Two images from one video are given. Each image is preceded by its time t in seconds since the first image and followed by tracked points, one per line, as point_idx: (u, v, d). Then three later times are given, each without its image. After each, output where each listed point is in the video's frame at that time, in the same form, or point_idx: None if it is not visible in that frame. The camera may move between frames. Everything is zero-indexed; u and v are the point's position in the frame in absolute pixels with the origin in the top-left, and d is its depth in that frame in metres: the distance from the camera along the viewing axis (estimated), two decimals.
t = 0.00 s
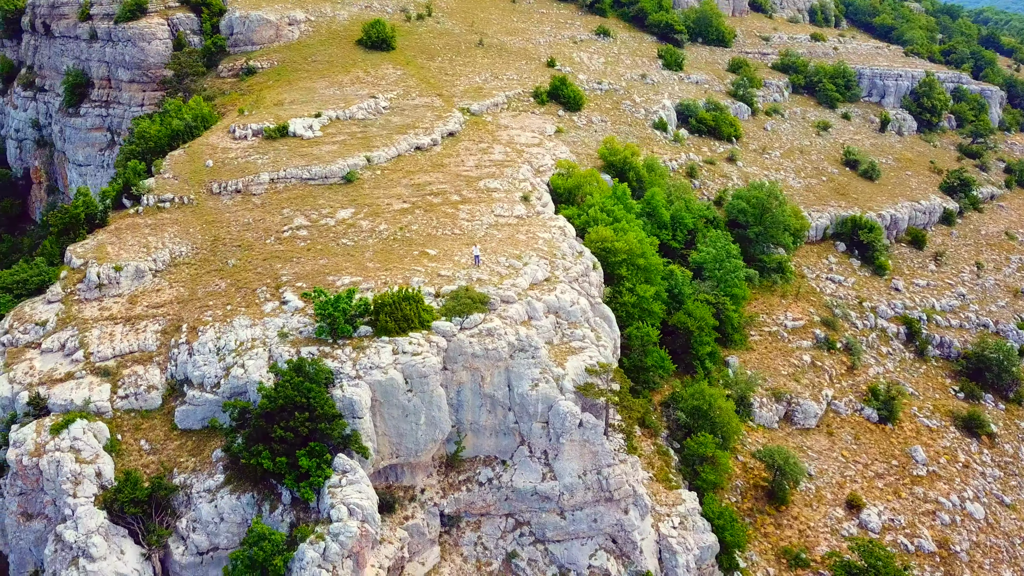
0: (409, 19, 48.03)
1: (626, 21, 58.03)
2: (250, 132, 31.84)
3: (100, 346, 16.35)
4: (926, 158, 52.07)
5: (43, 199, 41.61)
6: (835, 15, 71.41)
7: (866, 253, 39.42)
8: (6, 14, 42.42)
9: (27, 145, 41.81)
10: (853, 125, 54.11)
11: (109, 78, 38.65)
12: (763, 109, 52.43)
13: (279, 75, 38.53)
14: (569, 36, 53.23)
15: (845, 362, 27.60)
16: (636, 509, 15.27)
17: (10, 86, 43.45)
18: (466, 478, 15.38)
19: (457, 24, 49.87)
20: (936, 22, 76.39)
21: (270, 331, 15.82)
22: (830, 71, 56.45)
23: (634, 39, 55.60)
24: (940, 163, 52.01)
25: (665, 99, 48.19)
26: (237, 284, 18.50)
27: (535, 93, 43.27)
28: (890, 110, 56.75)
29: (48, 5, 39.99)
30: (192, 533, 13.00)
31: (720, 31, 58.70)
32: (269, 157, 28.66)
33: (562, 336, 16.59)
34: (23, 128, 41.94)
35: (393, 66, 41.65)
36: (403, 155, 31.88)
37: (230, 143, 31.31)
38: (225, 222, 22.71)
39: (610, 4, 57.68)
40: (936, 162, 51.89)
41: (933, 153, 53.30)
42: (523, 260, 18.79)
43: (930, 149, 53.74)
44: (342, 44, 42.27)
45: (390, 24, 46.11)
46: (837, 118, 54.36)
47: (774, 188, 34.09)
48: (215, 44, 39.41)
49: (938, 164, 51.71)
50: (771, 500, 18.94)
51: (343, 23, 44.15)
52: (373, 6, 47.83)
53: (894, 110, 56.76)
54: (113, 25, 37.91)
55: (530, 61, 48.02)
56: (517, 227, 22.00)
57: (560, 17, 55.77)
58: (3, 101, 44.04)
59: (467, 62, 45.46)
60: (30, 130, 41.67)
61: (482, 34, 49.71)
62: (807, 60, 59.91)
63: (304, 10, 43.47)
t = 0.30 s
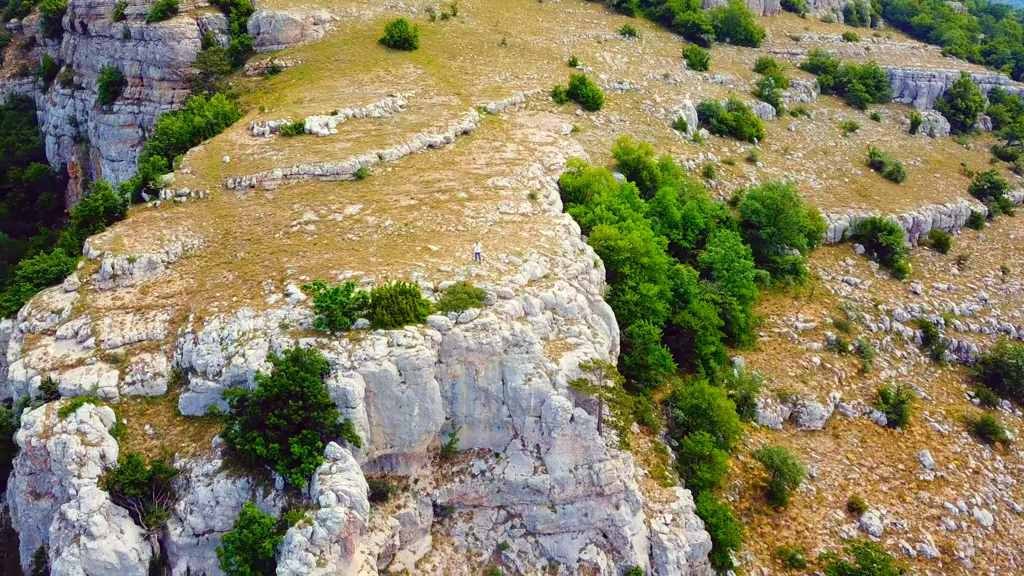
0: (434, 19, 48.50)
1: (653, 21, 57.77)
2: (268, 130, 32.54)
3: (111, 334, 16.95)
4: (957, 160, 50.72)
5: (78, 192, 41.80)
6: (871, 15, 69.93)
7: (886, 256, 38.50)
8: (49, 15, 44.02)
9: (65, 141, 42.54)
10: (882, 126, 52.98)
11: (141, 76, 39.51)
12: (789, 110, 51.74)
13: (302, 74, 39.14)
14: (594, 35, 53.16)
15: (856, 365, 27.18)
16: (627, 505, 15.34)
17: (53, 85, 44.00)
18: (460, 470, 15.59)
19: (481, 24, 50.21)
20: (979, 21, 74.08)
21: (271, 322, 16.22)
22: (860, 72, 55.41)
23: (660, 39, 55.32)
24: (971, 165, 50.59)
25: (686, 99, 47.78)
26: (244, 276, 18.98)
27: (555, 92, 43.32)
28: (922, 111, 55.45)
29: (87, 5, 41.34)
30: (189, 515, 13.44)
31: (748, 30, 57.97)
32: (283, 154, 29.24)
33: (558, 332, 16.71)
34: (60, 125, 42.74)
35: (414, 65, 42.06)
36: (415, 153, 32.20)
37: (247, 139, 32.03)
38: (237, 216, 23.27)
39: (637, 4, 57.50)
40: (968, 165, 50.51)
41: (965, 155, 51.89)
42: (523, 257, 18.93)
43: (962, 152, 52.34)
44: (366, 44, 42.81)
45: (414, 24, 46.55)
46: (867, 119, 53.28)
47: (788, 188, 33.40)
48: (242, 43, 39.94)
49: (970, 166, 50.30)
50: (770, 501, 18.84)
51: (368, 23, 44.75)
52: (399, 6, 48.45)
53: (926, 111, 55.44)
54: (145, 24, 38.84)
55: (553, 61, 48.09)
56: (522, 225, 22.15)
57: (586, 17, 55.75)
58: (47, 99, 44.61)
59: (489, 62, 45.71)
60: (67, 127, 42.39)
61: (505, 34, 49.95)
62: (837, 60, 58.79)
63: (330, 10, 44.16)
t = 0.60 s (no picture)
0: (458, 19, 48.93)
1: (680, 21, 57.46)
2: (285, 127, 33.20)
3: (121, 323, 17.53)
4: (989, 163, 49.28)
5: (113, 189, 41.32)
6: (907, 15, 68.37)
7: (905, 258, 37.59)
8: (89, 15, 44.48)
9: (100, 138, 42.73)
10: (911, 128, 51.79)
11: (171, 75, 40.03)
12: (815, 111, 50.90)
13: (325, 72, 39.76)
14: (618, 34, 53.11)
15: (867, 368, 26.76)
16: (619, 501, 15.45)
17: (91, 83, 44.25)
18: (453, 462, 15.81)
19: (505, 24, 50.49)
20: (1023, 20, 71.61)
21: (273, 314, 16.62)
22: (890, 72, 54.28)
23: (686, 38, 54.99)
24: (1003, 167, 49.06)
25: (707, 98, 47.30)
26: (251, 269, 19.47)
27: (573, 91, 43.26)
28: (954, 112, 54.13)
29: (121, 5, 41.52)
30: (188, 499, 13.89)
31: (777, 30, 57.13)
32: (297, 151, 29.79)
33: (553, 328, 16.84)
34: (96, 121, 43.06)
35: (435, 65, 42.41)
36: (426, 151, 32.49)
37: (265, 136, 32.72)
38: (249, 211, 23.82)
39: (664, 4, 57.33)
40: (999, 167, 49.04)
41: (998, 158, 50.37)
42: (524, 253, 19.07)
43: (995, 154, 50.82)
44: (389, 44, 43.35)
45: (437, 24, 46.99)
46: (895, 120, 52.13)
47: (802, 189, 33.05)
48: (267, 42, 40.90)
49: (1002, 169, 48.82)
50: (768, 501, 18.78)
51: (393, 23, 45.34)
52: (423, 6, 49.00)
53: (958, 112, 54.10)
54: (176, 23, 39.57)
55: (575, 60, 48.07)
56: (526, 222, 22.30)
57: (611, 17, 55.70)
58: (85, 96, 44.64)
59: (510, 61, 45.94)
60: (103, 124, 42.77)
61: (528, 33, 50.15)
62: (867, 60, 57.58)
63: (355, 10, 44.85)
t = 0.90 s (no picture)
0: (481, 19, 49.27)
1: (708, 20, 56.95)
2: (303, 125, 33.87)
3: (133, 312, 18.15)
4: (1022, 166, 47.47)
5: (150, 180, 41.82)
6: (946, 14, 66.40)
7: (925, 262, 36.64)
8: (128, 14, 45.70)
9: (135, 135, 43.63)
10: (942, 129, 50.36)
11: (202, 73, 41.00)
12: (842, 113, 49.58)
13: (348, 72, 40.36)
14: (643, 34, 52.96)
15: (878, 372, 26.29)
16: (611, 496, 15.56)
17: (128, 82, 45.16)
18: (449, 454, 16.05)
19: (529, 24, 50.71)
20: None
21: (277, 306, 17.06)
22: (923, 72, 52.99)
23: (713, 38, 54.44)
24: None
25: (729, 99, 46.64)
26: (260, 262, 19.99)
27: (592, 91, 43.17)
28: (989, 114, 52.73)
29: (157, 5, 42.87)
30: (188, 483, 14.38)
31: (807, 30, 55.93)
32: (312, 148, 30.35)
33: (551, 324, 16.99)
34: (132, 119, 43.95)
35: (456, 64, 42.68)
36: (438, 150, 32.79)
37: (283, 133, 33.40)
38: (262, 207, 24.38)
39: (692, 3, 56.91)
40: None
41: None
42: (525, 250, 19.25)
43: None
44: (412, 44, 43.73)
45: (460, 24, 47.36)
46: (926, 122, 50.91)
47: (818, 191, 32.71)
48: (293, 42, 41.69)
49: None
50: (767, 501, 18.71)
51: (418, 23, 45.88)
52: (449, 6, 49.44)
53: (993, 114, 52.66)
54: (206, 23, 40.63)
55: (597, 60, 47.97)
56: (531, 220, 22.47)
57: (638, 16, 55.50)
58: (122, 95, 45.57)
59: (532, 61, 46.12)
60: (138, 121, 43.63)
61: (551, 33, 50.27)
62: (899, 60, 56.14)
63: (380, 10, 45.41)
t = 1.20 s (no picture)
0: (498, 18, 49.50)
1: (729, 20, 56.38)
2: (313, 123, 34.35)
3: (138, 303, 18.68)
4: None
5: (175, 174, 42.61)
6: (977, 13, 64.60)
7: (937, 264, 35.28)
8: (157, 14, 46.51)
9: (161, 132, 44.68)
10: (965, 130, 48.75)
11: (224, 72, 41.88)
12: (861, 113, 48.46)
13: (363, 71, 40.68)
14: (661, 33, 52.74)
15: (881, 375, 25.57)
16: (598, 491, 15.74)
17: (154, 80, 46.01)
18: (439, 447, 16.28)
19: (546, 24, 50.83)
20: None
21: (275, 299, 17.45)
22: (948, 72, 51.45)
23: (733, 37, 53.88)
24: None
25: (744, 98, 46.02)
26: (261, 256, 20.42)
27: (604, 90, 43.11)
28: (1016, 115, 50.80)
29: (182, 4, 43.88)
30: (183, 469, 14.85)
31: (830, 29, 54.85)
32: (320, 146, 30.82)
33: (542, 321, 17.17)
34: (157, 116, 45.03)
35: (470, 64, 42.89)
36: (444, 148, 33.00)
37: (294, 131, 33.93)
38: (268, 202, 24.84)
39: (713, 3, 56.40)
40: None
41: None
42: (521, 247, 19.43)
43: None
44: (429, 43, 44.06)
45: (477, 24, 47.64)
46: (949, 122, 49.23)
47: (825, 192, 32.45)
48: (312, 42, 42.21)
49: None
50: (758, 501, 18.73)
51: (435, 23, 46.18)
52: (468, 6, 49.72)
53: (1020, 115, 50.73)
54: (228, 23, 41.47)
55: (612, 59, 47.89)
56: (530, 217, 22.64)
57: (657, 16, 55.25)
58: (149, 93, 46.36)
59: (547, 60, 46.20)
60: (163, 118, 44.62)
61: (569, 33, 50.31)
62: (924, 59, 54.85)
63: (398, 9, 45.72)
